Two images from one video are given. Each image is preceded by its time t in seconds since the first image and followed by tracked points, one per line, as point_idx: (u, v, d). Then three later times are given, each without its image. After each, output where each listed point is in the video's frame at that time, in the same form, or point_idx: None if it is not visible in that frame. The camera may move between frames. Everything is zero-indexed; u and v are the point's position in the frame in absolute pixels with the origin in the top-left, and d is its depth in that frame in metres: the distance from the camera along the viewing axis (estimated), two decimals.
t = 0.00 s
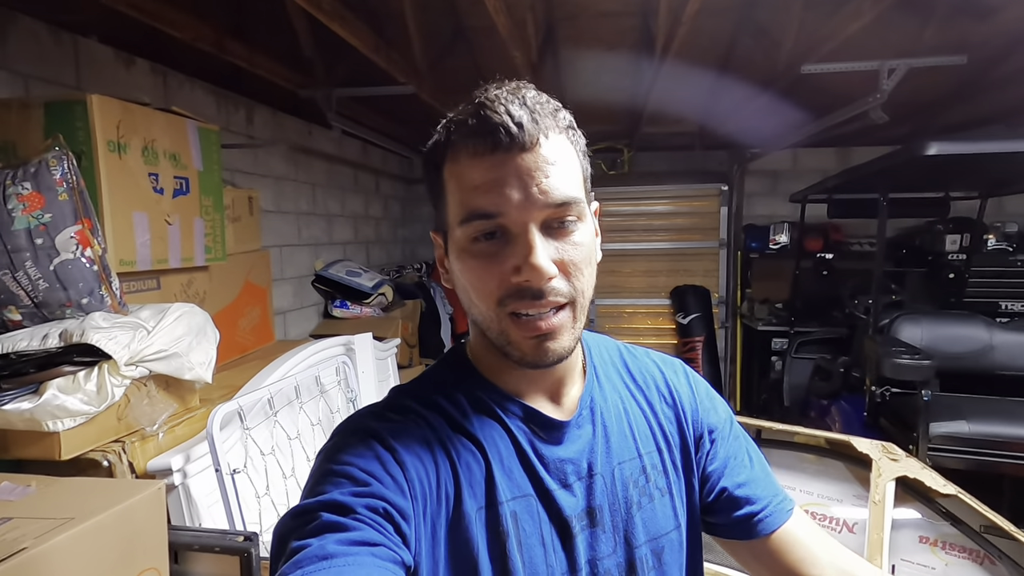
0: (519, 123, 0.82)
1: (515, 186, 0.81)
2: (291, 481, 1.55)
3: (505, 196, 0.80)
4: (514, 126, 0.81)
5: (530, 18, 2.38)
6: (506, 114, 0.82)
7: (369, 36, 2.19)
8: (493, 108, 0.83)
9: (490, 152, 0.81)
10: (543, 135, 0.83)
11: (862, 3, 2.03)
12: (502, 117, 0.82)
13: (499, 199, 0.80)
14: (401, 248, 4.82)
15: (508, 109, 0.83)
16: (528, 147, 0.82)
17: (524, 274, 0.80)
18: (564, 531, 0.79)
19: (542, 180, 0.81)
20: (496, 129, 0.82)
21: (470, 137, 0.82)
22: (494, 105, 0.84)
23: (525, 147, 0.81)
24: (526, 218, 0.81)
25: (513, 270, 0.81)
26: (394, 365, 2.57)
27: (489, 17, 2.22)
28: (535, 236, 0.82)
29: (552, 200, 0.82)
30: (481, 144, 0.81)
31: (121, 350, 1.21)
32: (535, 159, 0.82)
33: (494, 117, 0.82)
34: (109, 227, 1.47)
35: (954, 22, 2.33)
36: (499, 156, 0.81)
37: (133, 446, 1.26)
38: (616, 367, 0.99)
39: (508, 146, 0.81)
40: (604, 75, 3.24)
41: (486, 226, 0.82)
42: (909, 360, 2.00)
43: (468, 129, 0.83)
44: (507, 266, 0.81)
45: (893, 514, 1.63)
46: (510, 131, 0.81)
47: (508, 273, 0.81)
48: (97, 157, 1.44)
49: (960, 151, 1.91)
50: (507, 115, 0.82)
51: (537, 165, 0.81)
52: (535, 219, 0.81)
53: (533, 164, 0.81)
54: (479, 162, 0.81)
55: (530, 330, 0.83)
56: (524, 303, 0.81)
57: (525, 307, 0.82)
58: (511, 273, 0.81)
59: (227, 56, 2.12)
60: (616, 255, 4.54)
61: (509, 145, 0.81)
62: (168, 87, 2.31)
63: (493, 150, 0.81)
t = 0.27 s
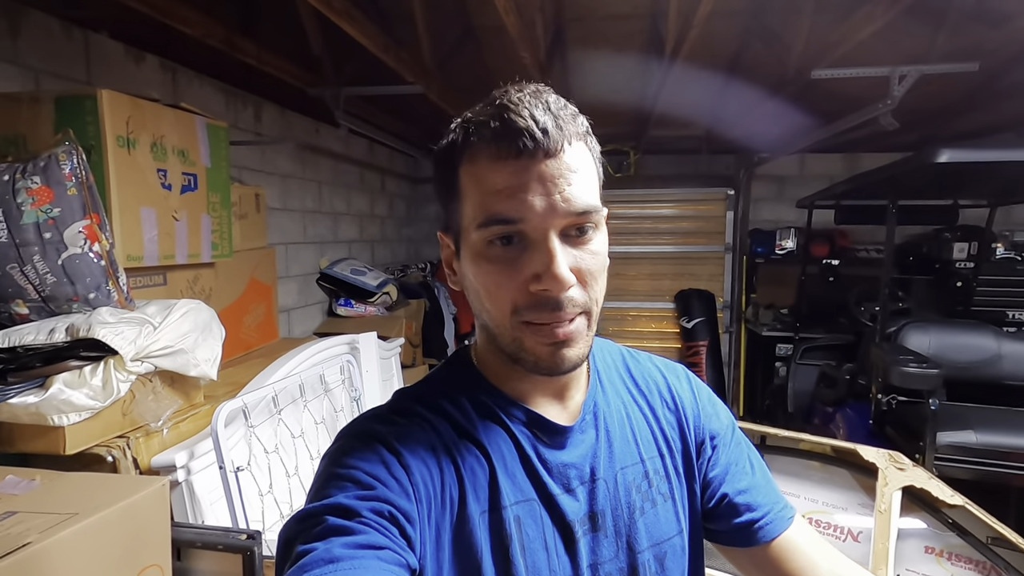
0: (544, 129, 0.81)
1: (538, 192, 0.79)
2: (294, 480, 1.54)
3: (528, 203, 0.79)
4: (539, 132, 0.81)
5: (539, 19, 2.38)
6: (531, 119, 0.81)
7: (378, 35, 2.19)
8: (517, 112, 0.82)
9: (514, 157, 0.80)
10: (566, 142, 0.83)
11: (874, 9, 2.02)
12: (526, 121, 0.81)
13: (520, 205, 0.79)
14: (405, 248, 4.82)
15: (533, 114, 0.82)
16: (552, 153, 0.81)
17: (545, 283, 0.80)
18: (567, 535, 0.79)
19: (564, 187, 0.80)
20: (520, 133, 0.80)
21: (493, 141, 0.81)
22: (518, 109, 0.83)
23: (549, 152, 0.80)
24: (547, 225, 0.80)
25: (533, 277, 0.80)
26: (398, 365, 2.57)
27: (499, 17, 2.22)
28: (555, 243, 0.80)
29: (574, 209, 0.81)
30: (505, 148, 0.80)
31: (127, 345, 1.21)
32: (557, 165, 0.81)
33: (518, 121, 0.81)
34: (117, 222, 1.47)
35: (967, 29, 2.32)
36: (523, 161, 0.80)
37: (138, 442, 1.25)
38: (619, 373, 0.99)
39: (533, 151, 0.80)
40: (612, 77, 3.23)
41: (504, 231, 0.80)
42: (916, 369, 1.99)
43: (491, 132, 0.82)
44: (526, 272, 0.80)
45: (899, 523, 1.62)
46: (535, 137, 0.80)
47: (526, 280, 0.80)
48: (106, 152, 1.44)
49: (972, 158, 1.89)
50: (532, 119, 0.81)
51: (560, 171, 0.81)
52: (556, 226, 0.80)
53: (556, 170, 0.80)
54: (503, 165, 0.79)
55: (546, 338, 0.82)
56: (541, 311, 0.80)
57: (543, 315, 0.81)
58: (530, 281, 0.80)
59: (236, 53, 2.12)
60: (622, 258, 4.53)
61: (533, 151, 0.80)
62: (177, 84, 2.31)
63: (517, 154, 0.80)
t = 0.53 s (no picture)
0: (568, 130, 0.80)
1: (563, 193, 0.78)
2: (297, 480, 1.54)
3: (554, 203, 0.77)
4: (564, 132, 0.79)
5: (541, 18, 2.38)
6: (555, 119, 0.80)
7: (380, 35, 2.19)
8: (540, 111, 0.80)
9: (540, 156, 0.77)
10: (587, 145, 0.81)
11: (877, 7, 2.01)
12: (551, 120, 0.79)
13: (545, 205, 0.77)
14: (407, 249, 4.82)
15: (557, 114, 0.80)
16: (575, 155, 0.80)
17: (567, 283, 0.78)
18: (566, 534, 0.78)
19: (586, 190, 0.79)
20: (545, 131, 0.78)
21: (516, 138, 0.78)
22: (541, 108, 0.81)
23: (573, 154, 0.79)
24: (570, 227, 0.78)
25: (554, 278, 0.78)
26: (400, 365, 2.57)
27: (500, 17, 2.22)
28: (576, 245, 0.79)
29: (595, 212, 0.80)
30: (528, 147, 0.78)
31: (130, 346, 1.21)
32: (580, 167, 0.79)
33: (543, 119, 0.79)
34: (119, 223, 1.47)
35: (969, 27, 2.31)
36: (547, 161, 0.78)
37: (140, 442, 1.25)
38: (618, 371, 0.98)
39: (559, 151, 0.78)
40: (614, 77, 3.23)
41: (525, 232, 0.78)
42: (921, 369, 1.97)
43: (514, 129, 0.79)
44: (546, 272, 0.78)
45: (904, 524, 1.61)
46: (560, 137, 0.78)
47: (546, 280, 0.78)
48: (109, 153, 1.44)
49: (975, 157, 1.88)
50: (556, 119, 0.79)
51: (582, 174, 0.79)
52: (577, 228, 0.79)
53: (579, 172, 0.79)
54: (528, 164, 0.77)
55: (563, 341, 0.81)
56: (560, 313, 0.79)
57: (561, 317, 0.80)
58: (550, 280, 0.78)
59: (238, 54, 2.12)
60: (624, 258, 4.52)
61: (557, 151, 0.78)
62: (179, 85, 2.32)
63: (541, 153, 0.77)
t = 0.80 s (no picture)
0: (603, 138, 0.81)
1: (596, 198, 0.79)
2: (298, 482, 1.54)
3: (587, 207, 0.78)
4: (599, 139, 0.80)
5: (543, 23, 2.38)
6: (591, 125, 0.80)
7: (383, 38, 2.20)
8: (576, 115, 0.81)
9: (577, 161, 0.78)
10: (617, 153, 0.83)
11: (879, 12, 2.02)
12: (587, 127, 0.80)
13: (579, 208, 0.78)
14: (409, 252, 4.83)
15: (593, 121, 0.81)
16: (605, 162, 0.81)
17: (595, 285, 0.79)
18: (566, 536, 0.79)
19: (616, 197, 0.80)
20: (582, 136, 0.79)
21: (552, 140, 0.79)
22: (577, 112, 0.81)
23: (606, 161, 0.80)
24: (600, 231, 0.79)
25: (582, 279, 0.79)
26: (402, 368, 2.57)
27: (503, 21, 2.23)
28: (603, 249, 0.80)
29: (622, 219, 0.81)
30: (564, 151, 0.78)
31: (133, 346, 1.21)
32: (610, 174, 0.81)
33: (581, 125, 0.80)
34: (123, 224, 1.48)
35: (970, 33, 2.32)
36: (581, 166, 0.78)
37: (143, 443, 1.26)
38: (619, 374, 0.98)
39: (596, 157, 0.79)
40: (616, 81, 3.24)
41: (555, 234, 0.78)
42: (923, 373, 1.97)
43: (551, 131, 0.79)
44: (573, 274, 0.79)
45: (906, 528, 1.61)
46: (597, 144, 0.79)
47: (574, 282, 0.79)
48: (114, 154, 1.45)
49: (976, 162, 1.89)
50: (592, 126, 0.80)
51: (612, 181, 0.80)
52: (605, 232, 0.80)
53: (610, 179, 0.80)
54: (563, 168, 0.78)
55: (583, 345, 0.82)
56: (582, 316, 0.80)
57: (582, 320, 0.80)
58: (576, 283, 0.79)
59: (242, 57, 2.13)
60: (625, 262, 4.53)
61: (591, 156, 0.79)
62: (183, 87, 2.33)
63: (577, 158, 0.78)
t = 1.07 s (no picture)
0: (558, 131, 0.82)
1: (546, 192, 0.80)
2: (294, 488, 1.54)
3: (535, 201, 0.80)
4: (552, 132, 0.82)
5: (536, 25, 2.38)
6: (545, 119, 0.83)
7: (375, 41, 2.20)
8: (533, 111, 0.83)
9: (526, 155, 0.81)
10: (578, 146, 0.83)
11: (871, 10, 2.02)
12: (541, 120, 0.82)
13: (527, 202, 0.80)
14: (404, 254, 4.82)
15: (549, 116, 0.83)
16: (563, 154, 0.82)
17: (542, 280, 0.80)
18: (561, 545, 0.78)
19: (572, 189, 0.81)
20: (533, 131, 0.81)
21: (505, 136, 0.82)
22: (534, 109, 0.84)
23: (561, 153, 0.82)
24: (551, 226, 0.81)
25: (531, 274, 0.80)
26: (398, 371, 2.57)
27: (495, 23, 2.23)
28: (557, 243, 0.81)
29: (580, 211, 0.82)
30: (518, 146, 0.81)
31: (126, 354, 1.21)
32: (567, 166, 0.82)
33: (533, 120, 0.82)
34: (115, 231, 1.47)
35: (961, 30, 2.33)
36: (532, 159, 0.81)
37: (137, 451, 1.25)
38: (620, 383, 0.98)
39: (545, 150, 0.81)
40: (609, 81, 3.24)
41: (508, 228, 0.81)
42: (918, 370, 1.97)
43: (506, 128, 0.83)
44: (525, 270, 0.81)
45: (902, 525, 1.61)
46: (548, 137, 0.81)
47: (524, 276, 0.81)
48: (104, 161, 1.44)
49: (968, 159, 1.89)
50: (546, 120, 0.82)
51: (568, 173, 0.81)
52: (559, 226, 0.81)
53: (565, 172, 0.81)
54: (515, 162, 0.81)
55: (539, 341, 0.83)
56: (535, 308, 0.81)
57: (537, 312, 0.81)
58: (528, 278, 0.81)
59: (234, 61, 2.12)
60: (621, 262, 4.53)
61: (543, 148, 0.81)
62: (175, 92, 2.32)
63: (529, 152, 0.81)
